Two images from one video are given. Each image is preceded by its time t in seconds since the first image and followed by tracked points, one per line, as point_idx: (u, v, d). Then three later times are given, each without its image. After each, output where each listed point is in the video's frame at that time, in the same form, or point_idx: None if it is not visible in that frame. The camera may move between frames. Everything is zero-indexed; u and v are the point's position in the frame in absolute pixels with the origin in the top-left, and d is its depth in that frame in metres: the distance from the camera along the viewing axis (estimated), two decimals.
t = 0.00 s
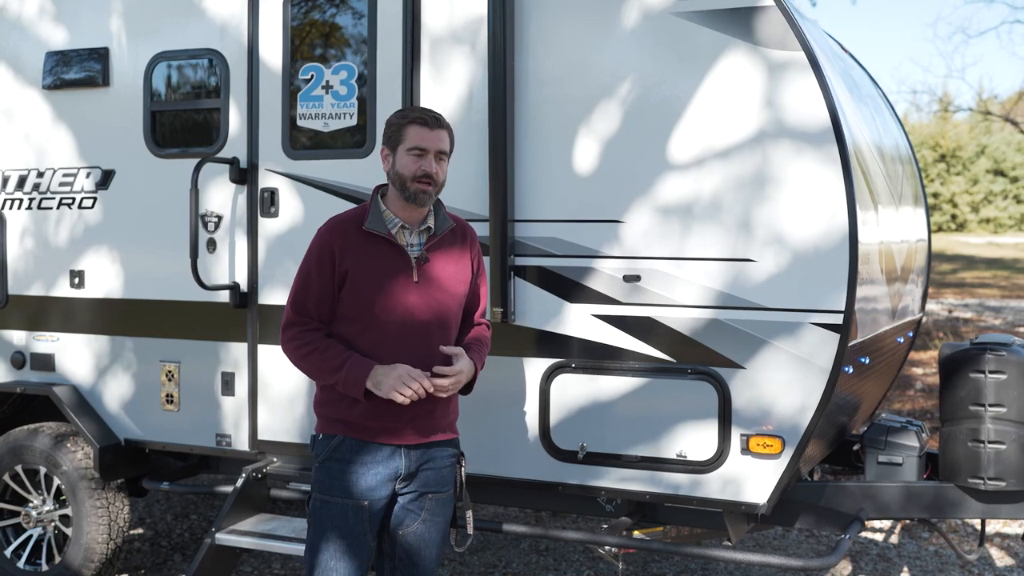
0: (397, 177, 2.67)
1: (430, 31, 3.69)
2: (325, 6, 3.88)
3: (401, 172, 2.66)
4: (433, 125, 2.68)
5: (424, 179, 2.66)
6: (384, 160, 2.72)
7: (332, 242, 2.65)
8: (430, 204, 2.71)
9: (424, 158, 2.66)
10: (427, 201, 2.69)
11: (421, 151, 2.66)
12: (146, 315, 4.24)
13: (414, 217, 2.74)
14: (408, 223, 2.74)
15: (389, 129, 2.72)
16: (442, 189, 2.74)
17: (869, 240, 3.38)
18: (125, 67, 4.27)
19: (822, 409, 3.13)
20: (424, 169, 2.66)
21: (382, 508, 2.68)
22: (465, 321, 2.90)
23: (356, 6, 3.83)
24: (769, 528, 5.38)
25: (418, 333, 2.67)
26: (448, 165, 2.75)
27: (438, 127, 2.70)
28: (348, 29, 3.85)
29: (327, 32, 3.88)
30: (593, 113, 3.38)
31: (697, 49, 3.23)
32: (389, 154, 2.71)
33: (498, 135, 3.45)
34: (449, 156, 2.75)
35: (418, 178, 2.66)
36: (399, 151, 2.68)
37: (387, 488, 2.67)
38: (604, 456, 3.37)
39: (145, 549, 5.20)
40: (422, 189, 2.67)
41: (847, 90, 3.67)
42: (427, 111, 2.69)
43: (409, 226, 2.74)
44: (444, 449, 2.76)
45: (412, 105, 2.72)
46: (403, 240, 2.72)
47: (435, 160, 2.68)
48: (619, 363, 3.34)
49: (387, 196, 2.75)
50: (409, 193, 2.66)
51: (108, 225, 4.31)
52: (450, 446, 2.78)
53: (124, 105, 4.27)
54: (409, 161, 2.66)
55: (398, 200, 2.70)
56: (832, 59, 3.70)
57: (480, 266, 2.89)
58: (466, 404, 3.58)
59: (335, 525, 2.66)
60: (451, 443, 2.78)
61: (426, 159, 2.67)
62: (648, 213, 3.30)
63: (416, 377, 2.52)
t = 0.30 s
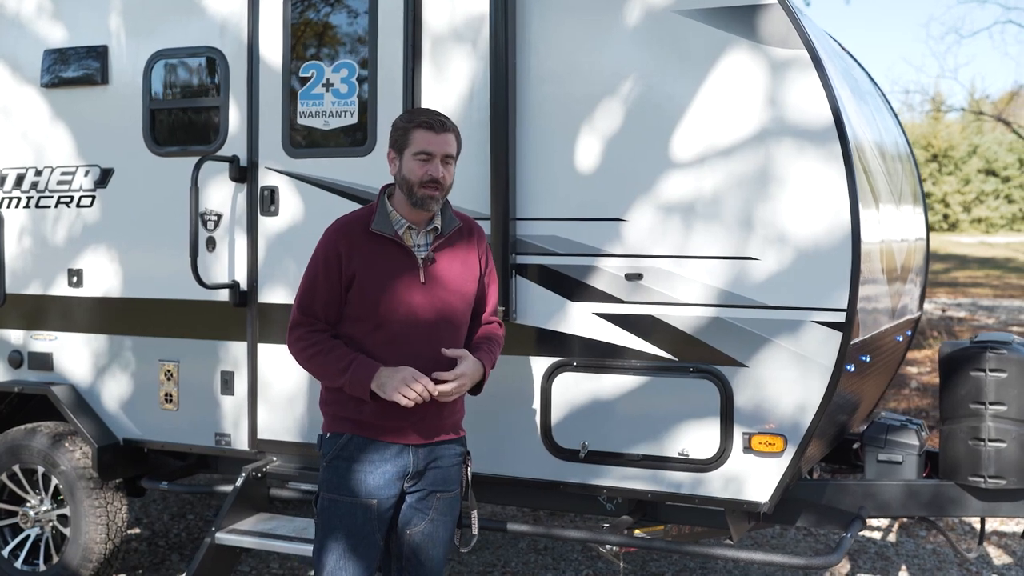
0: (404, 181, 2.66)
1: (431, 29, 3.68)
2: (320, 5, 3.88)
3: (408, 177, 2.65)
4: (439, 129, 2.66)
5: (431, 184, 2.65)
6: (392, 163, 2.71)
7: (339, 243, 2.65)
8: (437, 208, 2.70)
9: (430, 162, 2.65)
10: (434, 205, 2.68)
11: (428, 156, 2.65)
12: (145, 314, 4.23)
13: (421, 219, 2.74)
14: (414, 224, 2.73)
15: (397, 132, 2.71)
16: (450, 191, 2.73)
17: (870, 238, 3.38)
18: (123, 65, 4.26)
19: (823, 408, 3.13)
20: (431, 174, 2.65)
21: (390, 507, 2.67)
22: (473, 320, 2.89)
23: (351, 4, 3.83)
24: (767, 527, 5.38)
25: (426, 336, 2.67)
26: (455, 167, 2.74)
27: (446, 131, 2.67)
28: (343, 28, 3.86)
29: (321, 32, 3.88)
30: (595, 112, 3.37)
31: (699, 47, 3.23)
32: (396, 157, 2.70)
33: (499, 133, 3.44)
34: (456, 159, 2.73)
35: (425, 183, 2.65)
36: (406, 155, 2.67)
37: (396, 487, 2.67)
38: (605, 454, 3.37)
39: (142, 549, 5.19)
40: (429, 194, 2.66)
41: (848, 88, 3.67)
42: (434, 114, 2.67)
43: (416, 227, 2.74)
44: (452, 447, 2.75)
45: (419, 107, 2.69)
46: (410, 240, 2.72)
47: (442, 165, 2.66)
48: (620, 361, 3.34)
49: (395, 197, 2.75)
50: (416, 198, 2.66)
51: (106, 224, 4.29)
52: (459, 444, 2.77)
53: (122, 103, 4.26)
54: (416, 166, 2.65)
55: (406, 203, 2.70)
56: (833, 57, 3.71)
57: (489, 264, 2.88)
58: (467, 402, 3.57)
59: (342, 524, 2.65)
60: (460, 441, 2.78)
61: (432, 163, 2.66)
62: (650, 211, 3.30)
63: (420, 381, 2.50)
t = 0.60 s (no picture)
0: (407, 170, 2.68)
1: (423, 28, 3.67)
2: (305, 4, 3.86)
3: (411, 165, 2.67)
4: (445, 121, 2.70)
5: (433, 174, 2.68)
6: (395, 155, 2.74)
7: (332, 230, 2.66)
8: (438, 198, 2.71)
9: (435, 152, 2.68)
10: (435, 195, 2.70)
11: (432, 145, 2.68)
12: (133, 313, 4.20)
13: (420, 210, 2.74)
14: (413, 215, 2.73)
15: (400, 123, 2.74)
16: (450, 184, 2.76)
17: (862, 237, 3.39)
18: (111, 63, 4.22)
19: (816, 407, 3.13)
20: (434, 163, 2.68)
21: (386, 508, 2.66)
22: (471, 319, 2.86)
23: (336, 3, 3.82)
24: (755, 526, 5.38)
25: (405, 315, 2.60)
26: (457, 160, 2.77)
27: (449, 123, 2.71)
28: (327, 27, 3.84)
29: (305, 31, 3.87)
30: (588, 110, 3.37)
31: (691, 46, 3.23)
32: (399, 148, 2.73)
33: (490, 132, 3.43)
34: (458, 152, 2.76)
35: (428, 172, 2.67)
36: (409, 145, 2.70)
37: (391, 488, 2.66)
38: (597, 454, 3.36)
39: (129, 550, 5.15)
40: (431, 182, 2.68)
41: (839, 87, 3.67)
42: (437, 106, 2.72)
43: (413, 218, 2.73)
44: (449, 449, 2.73)
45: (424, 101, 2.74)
46: (408, 231, 2.71)
47: (445, 155, 2.69)
48: (612, 361, 3.33)
49: (393, 189, 2.75)
50: (418, 186, 2.67)
51: (94, 223, 4.26)
52: (456, 447, 2.75)
53: (109, 101, 4.22)
54: (419, 155, 2.67)
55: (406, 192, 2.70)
56: (824, 57, 3.71)
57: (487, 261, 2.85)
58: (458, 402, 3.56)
59: (337, 525, 2.65)
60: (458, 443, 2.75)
61: (436, 153, 2.69)
62: (642, 211, 3.29)
63: (373, 323, 2.45)
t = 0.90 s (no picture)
0: (390, 165, 2.69)
1: (415, 28, 3.66)
2: (292, 5, 3.86)
3: (394, 160, 2.68)
4: (422, 114, 2.72)
5: (418, 165, 2.68)
6: (378, 154, 2.75)
7: (327, 234, 2.67)
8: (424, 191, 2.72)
9: (415, 144, 2.68)
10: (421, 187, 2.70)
11: (412, 138, 2.69)
12: (123, 314, 4.18)
13: (409, 207, 2.75)
14: (403, 214, 2.75)
15: (382, 122, 2.76)
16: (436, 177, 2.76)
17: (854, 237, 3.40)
18: (100, 63, 4.20)
19: (809, 407, 3.14)
20: (416, 155, 2.68)
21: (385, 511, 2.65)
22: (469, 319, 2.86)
23: (323, 3, 3.81)
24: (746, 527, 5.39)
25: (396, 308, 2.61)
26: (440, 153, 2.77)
27: (428, 116, 2.73)
28: (314, 27, 3.83)
29: (292, 31, 3.86)
30: (580, 110, 3.36)
31: (684, 47, 3.23)
32: (382, 147, 2.74)
33: (482, 132, 3.43)
34: (440, 145, 2.77)
35: (411, 164, 2.67)
36: (391, 140, 2.71)
37: (390, 491, 2.65)
38: (591, 455, 3.36)
39: (119, 553, 5.12)
40: (416, 174, 2.68)
41: (830, 86, 3.68)
42: (416, 102, 2.74)
43: (405, 217, 2.75)
44: (448, 452, 2.72)
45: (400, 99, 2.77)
46: (400, 229, 2.73)
47: (427, 146, 2.70)
48: (606, 361, 3.33)
49: (382, 190, 2.78)
50: (404, 179, 2.67)
51: (83, 223, 4.23)
52: (454, 450, 2.74)
53: (98, 101, 4.20)
54: (401, 149, 2.68)
55: (394, 189, 2.72)
56: (815, 56, 3.72)
57: (481, 263, 2.87)
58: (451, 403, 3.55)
59: (334, 528, 2.64)
60: (456, 445, 2.74)
61: (418, 146, 2.70)
62: (635, 211, 3.29)
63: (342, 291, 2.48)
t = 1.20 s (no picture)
0: (394, 169, 2.68)
1: (407, 28, 3.65)
2: (280, 4, 3.85)
3: (398, 163, 2.67)
4: (426, 116, 2.70)
5: (421, 168, 2.66)
6: (383, 157, 2.74)
7: (332, 233, 2.65)
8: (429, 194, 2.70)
9: (419, 147, 2.67)
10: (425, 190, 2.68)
11: (416, 140, 2.67)
12: (112, 315, 4.15)
13: (414, 210, 2.73)
14: (407, 215, 2.73)
15: (386, 125, 2.75)
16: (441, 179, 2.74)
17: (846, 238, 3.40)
18: (89, 62, 4.17)
19: (802, 408, 3.14)
20: (420, 158, 2.66)
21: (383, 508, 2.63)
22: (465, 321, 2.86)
23: (311, 2, 3.81)
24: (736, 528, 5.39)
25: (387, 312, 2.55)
26: (446, 155, 2.75)
27: (433, 118, 2.71)
28: (302, 27, 3.83)
29: (280, 31, 3.85)
30: (573, 111, 3.36)
31: (676, 48, 3.23)
32: (387, 149, 2.73)
33: (474, 132, 3.42)
34: (446, 147, 2.75)
35: (415, 167, 2.66)
36: (395, 143, 2.70)
37: (386, 489, 2.64)
38: (584, 456, 3.36)
39: (107, 555, 5.09)
40: (420, 177, 2.66)
41: (822, 86, 3.69)
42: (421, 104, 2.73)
43: (409, 219, 2.73)
44: (443, 452, 2.72)
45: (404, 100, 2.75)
46: (404, 232, 2.71)
47: (432, 149, 2.68)
48: (598, 363, 3.33)
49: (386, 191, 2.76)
50: (408, 182, 2.66)
51: (72, 224, 4.20)
52: (449, 450, 2.74)
53: (87, 100, 4.17)
54: (405, 152, 2.67)
55: (398, 192, 2.71)
56: (807, 57, 3.72)
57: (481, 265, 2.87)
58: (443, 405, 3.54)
59: (334, 524, 2.62)
60: (449, 447, 2.74)
61: (422, 148, 2.68)
62: (628, 212, 3.29)
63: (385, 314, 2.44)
